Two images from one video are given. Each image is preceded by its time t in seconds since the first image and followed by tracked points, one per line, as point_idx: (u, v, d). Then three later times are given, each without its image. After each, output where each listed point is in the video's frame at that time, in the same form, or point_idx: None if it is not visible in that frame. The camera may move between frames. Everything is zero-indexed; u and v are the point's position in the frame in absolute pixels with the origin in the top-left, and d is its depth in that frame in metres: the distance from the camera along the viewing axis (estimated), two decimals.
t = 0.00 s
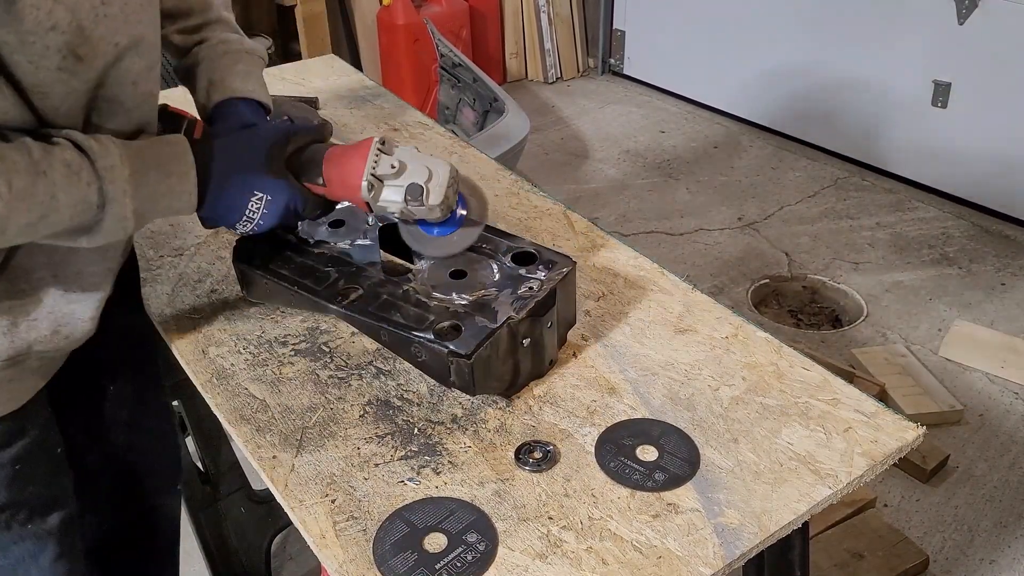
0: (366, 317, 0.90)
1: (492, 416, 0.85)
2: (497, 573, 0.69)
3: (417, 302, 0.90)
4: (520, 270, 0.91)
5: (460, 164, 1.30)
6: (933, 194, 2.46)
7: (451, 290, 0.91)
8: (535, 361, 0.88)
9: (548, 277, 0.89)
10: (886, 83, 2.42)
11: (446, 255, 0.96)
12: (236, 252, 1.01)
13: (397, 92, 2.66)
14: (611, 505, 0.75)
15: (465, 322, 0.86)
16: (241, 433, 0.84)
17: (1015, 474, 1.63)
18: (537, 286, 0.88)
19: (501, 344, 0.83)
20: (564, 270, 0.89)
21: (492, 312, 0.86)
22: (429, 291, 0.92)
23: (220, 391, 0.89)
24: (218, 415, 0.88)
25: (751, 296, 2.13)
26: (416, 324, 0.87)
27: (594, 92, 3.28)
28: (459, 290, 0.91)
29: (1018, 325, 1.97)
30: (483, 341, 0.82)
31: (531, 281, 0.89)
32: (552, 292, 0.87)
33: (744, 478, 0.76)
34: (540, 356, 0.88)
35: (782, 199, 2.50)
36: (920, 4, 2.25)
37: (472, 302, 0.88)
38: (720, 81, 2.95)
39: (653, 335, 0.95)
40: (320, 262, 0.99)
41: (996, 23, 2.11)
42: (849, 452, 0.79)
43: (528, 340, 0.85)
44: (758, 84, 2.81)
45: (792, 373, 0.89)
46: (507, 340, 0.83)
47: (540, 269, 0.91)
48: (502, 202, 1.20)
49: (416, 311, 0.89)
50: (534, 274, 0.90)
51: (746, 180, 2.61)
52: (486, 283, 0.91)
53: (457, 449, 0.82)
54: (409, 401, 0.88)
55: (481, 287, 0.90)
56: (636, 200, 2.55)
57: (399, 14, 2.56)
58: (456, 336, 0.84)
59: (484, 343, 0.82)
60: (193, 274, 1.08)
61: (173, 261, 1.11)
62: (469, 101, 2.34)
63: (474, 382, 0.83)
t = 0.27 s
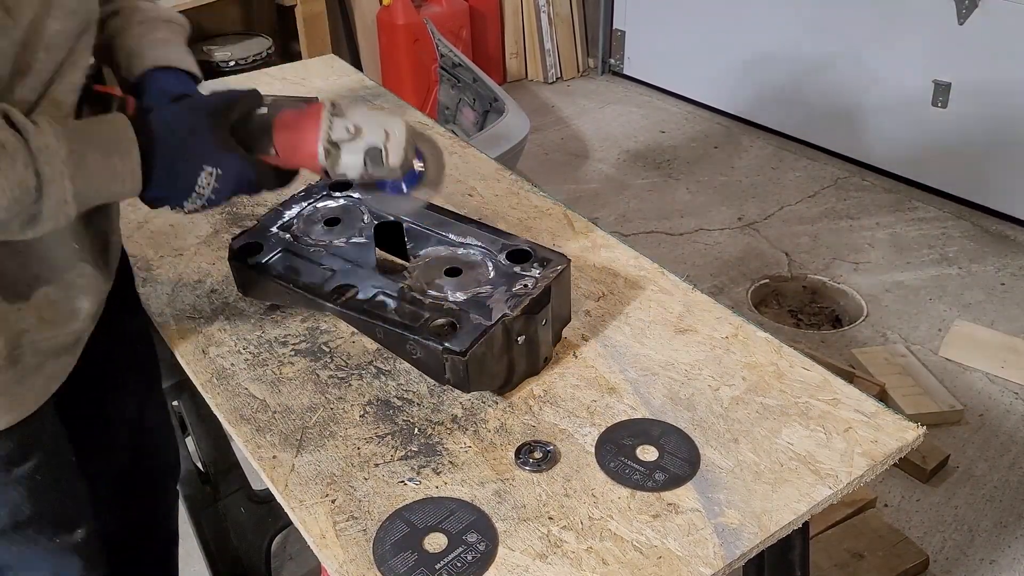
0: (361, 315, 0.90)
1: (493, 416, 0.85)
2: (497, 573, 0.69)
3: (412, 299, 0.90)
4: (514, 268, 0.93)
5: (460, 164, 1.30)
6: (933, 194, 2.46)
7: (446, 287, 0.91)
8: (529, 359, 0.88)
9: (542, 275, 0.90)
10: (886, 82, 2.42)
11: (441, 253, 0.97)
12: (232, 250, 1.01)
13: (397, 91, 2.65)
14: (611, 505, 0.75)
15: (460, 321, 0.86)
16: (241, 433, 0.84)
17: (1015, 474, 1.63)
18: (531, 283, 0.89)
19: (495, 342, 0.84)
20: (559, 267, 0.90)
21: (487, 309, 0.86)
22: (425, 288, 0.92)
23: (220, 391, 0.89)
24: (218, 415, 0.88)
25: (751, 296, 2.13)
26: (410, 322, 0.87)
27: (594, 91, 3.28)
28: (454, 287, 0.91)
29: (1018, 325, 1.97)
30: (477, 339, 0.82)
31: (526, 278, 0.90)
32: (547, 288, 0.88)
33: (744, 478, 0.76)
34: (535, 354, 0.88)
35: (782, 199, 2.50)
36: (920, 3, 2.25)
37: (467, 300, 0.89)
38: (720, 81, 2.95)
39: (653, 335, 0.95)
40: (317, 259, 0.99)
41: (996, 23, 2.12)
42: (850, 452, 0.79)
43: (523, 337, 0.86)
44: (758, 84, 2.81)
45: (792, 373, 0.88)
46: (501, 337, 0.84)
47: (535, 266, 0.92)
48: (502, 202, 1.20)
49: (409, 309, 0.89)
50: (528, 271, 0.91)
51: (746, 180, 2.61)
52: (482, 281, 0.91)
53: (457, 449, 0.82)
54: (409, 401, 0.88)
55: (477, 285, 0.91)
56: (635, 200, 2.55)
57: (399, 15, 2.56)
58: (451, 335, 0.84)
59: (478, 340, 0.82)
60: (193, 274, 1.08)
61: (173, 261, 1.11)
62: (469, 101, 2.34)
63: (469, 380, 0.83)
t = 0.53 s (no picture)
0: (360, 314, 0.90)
1: (493, 416, 0.85)
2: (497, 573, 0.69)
3: (411, 298, 0.90)
4: (515, 268, 0.92)
5: (459, 164, 1.30)
6: (933, 194, 2.46)
7: (445, 287, 0.91)
8: (529, 359, 0.88)
9: (542, 275, 0.90)
10: (886, 82, 2.42)
11: (441, 252, 0.97)
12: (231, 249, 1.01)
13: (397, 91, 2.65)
14: (611, 506, 0.75)
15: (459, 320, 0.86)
16: (241, 433, 0.84)
17: (1015, 474, 1.63)
18: (531, 283, 0.89)
19: (495, 342, 0.84)
20: (559, 267, 0.90)
21: (486, 309, 0.86)
22: (424, 287, 0.91)
23: (220, 391, 0.89)
24: (217, 415, 0.88)
25: (751, 296, 2.13)
26: (409, 321, 0.87)
27: (594, 91, 3.28)
28: (453, 287, 0.91)
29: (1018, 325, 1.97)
30: (477, 338, 0.82)
31: (526, 278, 0.90)
32: (546, 288, 0.88)
33: (744, 478, 0.76)
34: (534, 354, 0.88)
35: (782, 199, 2.50)
36: (919, 3, 2.25)
37: (467, 299, 0.89)
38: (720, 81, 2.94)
39: (654, 335, 0.95)
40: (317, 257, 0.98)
41: (996, 23, 2.12)
42: (849, 453, 0.79)
43: (523, 337, 0.86)
44: (758, 84, 2.81)
45: (792, 373, 0.88)
46: (501, 337, 0.84)
47: (535, 267, 0.92)
48: (502, 202, 1.20)
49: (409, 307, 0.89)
50: (528, 272, 0.91)
51: (746, 180, 2.61)
52: (481, 281, 0.91)
53: (457, 449, 0.82)
54: (409, 401, 0.88)
55: (476, 285, 0.91)
56: (635, 200, 2.55)
57: (399, 15, 2.56)
58: (449, 334, 0.84)
59: (478, 340, 0.82)
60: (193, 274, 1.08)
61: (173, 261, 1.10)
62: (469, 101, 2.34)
63: (469, 380, 0.83)
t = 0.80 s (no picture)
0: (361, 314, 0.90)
1: (492, 416, 0.85)
2: (497, 573, 0.69)
3: (410, 299, 0.90)
4: (515, 268, 0.92)
5: (459, 164, 1.30)
6: (933, 194, 2.46)
7: (443, 287, 0.91)
8: (529, 360, 0.88)
9: (542, 274, 0.90)
10: (886, 83, 2.42)
11: (441, 252, 0.97)
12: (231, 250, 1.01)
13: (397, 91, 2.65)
14: (610, 506, 0.75)
15: (459, 321, 0.86)
16: (241, 433, 0.84)
17: (1015, 474, 1.63)
18: (531, 284, 0.89)
19: (495, 342, 0.84)
20: (559, 267, 0.90)
21: (487, 309, 0.86)
22: (424, 288, 0.91)
23: (220, 391, 0.89)
24: (217, 415, 0.88)
25: (751, 296, 2.13)
26: (409, 321, 0.87)
27: (594, 92, 3.27)
28: (453, 287, 0.91)
29: (1018, 325, 1.97)
30: (477, 338, 0.82)
31: (526, 278, 0.90)
32: (547, 289, 0.88)
33: (744, 478, 0.77)
34: (534, 354, 0.88)
35: (782, 199, 2.50)
36: (919, 3, 2.25)
37: (467, 299, 0.89)
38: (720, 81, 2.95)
39: (654, 335, 0.95)
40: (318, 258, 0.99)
41: (995, 23, 2.12)
42: (850, 453, 0.79)
43: (523, 337, 0.86)
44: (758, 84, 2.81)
45: (792, 373, 0.88)
46: (501, 337, 0.84)
47: (535, 266, 0.92)
48: (502, 202, 1.20)
49: (409, 307, 0.89)
50: (528, 272, 0.91)
51: (746, 180, 2.61)
52: (482, 281, 0.91)
53: (457, 449, 0.82)
54: (409, 401, 0.88)
55: (476, 285, 0.91)
56: (635, 200, 2.55)
57: (399, 15, 2.56)
58: (449, 334, 0.84)
59: (477, 340, 0.82)
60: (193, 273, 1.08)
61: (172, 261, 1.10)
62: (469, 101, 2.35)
63: (469, 380, 0.83)
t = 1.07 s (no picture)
0: (361, 316, 0.90)
1: (492, 416, 0.85)
2: (497, 573, 0.69)
3: (410, 301, 0.90)
4: (514, 268, 0.93)
5: (459, 164, 1.30)
6: (933, 194, 2.46)
7: (443, 288, 0.91)
8: (528, 360, 0.88)
9: (542, 274, 0.90)
10: (886, 82, 2.42)
11: (440, 253, 0.97)
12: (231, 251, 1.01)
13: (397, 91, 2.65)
14: (611, 506, 0.75)
15: (459, 322, 0.86)
16: (240, 433, 0.84)
17: (1015, 473, 1.63)
18: (531, 284, 0.89)
19: (495, 342, 0.84)
20: (558, 267, 0.91)
21: (486, 310, 0.86)
22: (424, 289, 0.91)
23: (220, 391, 0.89)
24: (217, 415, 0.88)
25: (751, 296, 2.13)
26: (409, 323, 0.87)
27: (594, 92, 3.27)
28: (453, 287, 0.91)
29: (1018, 325, 1.97)
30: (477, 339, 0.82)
31: (526, 278, 0.90)
32: (546, 289, 0.88)
33: (744, 478, 0.76)
34: (534, 354, 0.88)
35: (782, 199, 2.50)
36: (919, 3, 2.25)
37: (467, 300, 0.89)
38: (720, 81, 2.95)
39: (654, 335, 0.95)
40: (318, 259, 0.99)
41: (995, 23, 2.12)
42: (849, 453, 0.79)
43: (523, 337, 0.86)
44: (758, 84, 2.81)
45: (792, 373, 0.89)
46: (502, 337, 0.84)
47: (535, 266, 0.92)
48: (502, 202, 1.20)
49: (409, 309, 0.89)
50: (528, 272, 0.92)
51: (746, 180, 2.61)
52: (481, 282, 0.91)
53: (457, 449, 0.82)
54: (409, 401, 0.88)
55: (476, 285, 0.91)
56: (635, 199, 2.55)
57: (399, 15, 2.56)
58: (449, 336, 0.84)
59: (478, 342, 0.82)
60: (193, 274, 1.08)
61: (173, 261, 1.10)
62: (469, 101, 2.35)
63: (469, 380, 0.83)
